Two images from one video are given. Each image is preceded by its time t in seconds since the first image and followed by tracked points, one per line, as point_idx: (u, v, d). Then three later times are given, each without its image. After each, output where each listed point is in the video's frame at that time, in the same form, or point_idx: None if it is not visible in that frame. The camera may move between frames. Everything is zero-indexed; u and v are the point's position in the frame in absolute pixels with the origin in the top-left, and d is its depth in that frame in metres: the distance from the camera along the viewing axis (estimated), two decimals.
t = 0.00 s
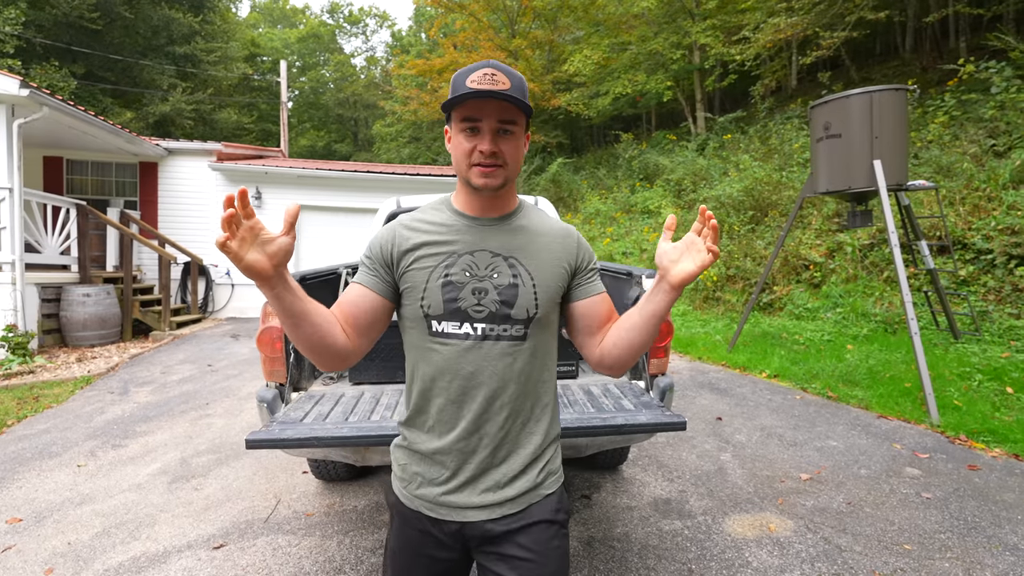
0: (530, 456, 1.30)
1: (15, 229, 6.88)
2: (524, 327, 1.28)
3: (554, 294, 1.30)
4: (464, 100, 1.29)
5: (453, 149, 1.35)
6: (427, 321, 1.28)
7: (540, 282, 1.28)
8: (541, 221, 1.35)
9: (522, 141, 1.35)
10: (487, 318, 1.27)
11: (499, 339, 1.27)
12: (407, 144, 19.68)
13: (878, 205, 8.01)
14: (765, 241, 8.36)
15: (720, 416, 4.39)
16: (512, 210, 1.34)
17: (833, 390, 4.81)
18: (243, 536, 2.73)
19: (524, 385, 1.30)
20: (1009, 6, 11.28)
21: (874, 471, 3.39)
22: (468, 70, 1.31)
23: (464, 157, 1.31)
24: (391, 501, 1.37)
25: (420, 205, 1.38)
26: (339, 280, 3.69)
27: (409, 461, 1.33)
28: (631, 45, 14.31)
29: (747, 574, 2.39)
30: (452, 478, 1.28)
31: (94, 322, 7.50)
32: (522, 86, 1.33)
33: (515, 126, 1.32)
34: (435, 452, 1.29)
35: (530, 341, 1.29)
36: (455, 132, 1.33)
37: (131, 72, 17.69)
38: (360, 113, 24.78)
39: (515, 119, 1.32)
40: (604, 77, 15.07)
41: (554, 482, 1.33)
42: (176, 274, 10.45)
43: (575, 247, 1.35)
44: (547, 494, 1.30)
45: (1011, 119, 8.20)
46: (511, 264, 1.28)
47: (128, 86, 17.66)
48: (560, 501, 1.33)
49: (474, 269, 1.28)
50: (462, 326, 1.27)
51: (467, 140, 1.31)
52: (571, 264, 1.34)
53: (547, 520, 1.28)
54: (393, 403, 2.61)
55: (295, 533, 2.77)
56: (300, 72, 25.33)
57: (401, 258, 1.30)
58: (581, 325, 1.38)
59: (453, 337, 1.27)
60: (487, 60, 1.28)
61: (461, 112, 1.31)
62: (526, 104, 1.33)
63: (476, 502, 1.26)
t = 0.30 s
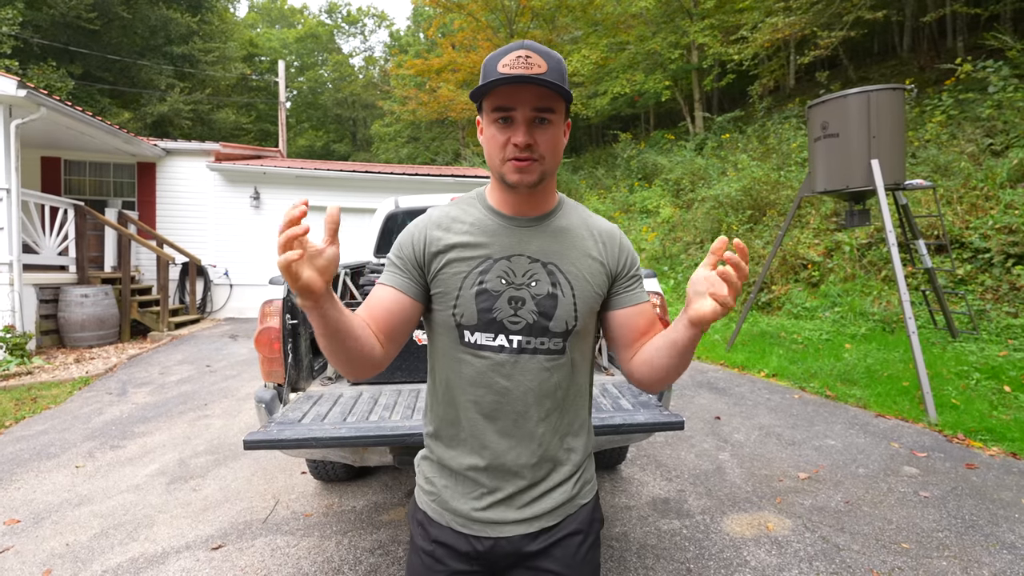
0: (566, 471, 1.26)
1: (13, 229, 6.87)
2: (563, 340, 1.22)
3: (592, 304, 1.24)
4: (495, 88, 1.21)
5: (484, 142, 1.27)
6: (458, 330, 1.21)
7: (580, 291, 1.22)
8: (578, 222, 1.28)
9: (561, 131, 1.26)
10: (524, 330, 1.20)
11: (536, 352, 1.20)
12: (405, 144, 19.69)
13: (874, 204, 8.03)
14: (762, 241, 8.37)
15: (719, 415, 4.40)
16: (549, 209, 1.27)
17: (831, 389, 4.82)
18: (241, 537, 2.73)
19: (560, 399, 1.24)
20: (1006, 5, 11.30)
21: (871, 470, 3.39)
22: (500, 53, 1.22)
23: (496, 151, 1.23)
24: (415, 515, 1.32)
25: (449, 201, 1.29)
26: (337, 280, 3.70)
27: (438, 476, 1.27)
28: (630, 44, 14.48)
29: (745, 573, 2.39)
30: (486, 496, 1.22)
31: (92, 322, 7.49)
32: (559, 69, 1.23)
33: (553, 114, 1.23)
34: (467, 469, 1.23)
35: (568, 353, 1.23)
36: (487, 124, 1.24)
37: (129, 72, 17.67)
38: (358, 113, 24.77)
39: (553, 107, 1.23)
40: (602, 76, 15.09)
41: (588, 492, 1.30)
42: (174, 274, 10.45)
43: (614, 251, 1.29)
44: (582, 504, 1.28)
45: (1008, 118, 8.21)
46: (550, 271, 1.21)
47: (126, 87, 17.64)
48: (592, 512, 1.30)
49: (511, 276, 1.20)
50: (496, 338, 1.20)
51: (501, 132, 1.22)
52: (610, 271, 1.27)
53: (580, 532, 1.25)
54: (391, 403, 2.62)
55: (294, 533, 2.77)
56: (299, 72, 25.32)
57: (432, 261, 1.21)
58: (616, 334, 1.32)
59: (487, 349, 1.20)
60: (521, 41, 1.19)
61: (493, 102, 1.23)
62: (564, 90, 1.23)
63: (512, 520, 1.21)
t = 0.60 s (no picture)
0: (570, 481, 1.24)
1: (9, 230, 6.85)
2: (570, 352, 1.20)
3: (601, 313, 1.21)
4: (507, 77, 1.18)
5: (494, 135, 1.24)
6: (462, 340, 1.20)
7: (590, 301, 1.20)
8: (591, 225, 1.24)
9: (576, 125, 1.23)
10: (530, 343, 1.18)
11: (541, 365, 1.19)
12: (403, 144, 19.70)
13: (871, 204, 8.05)
14: (759, 241, 8.38)
15: (716, 415, 4.41)
16: (560, 212, 1.24)
17: (828, 388, 4.84)
18: (239, 538, 2.72)
19: (566, 410, 1.23)
20: (1002, 5, 11.33)
21: (868, 469, 3.40)
22: (513, 38, 1.19)
23: (506, 145, 1.20)
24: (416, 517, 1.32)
25: (457, 202, 1.27)
26: (334, 280, 3.76)
27: (441, 481, 1.27)
28: (628, 44, 14.42)
29: (742, 572, 2.40)
30: (489, 504, 1.22)
31: (89, 323, 7.47)
32: (574, 57, 1.20)
33: (568, 107, 1.20)
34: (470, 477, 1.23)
35: (575, 365, 1.22)
36: (497, 117, 1.21)
37: (125, 72, 17.62)
38: (356, 113, 24.75)
39: (568, 99, 1.20)
40: (600, 76, 15.10)
41: (593, 500, 1.30)
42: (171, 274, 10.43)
43: (629, 257, 1.26)
44: (587, 510, 1.27)
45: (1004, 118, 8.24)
46: (559, 281, 1.19)
47: (122, 87, 17.59)
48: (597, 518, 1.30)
49: (517, 285, 1.19)
50: (501, 349, 1.19)
51: (511, 126, 1.19)
52: (623, 278, 1.24)
53: (585, 539, 1.25)
54: (388, 403, 2.62)
55: (291, 534, 2.76)
56: (296, 73, 25.27)
57: (436, 268, 1.20)
58: (622, 345, 1.31)
59: (491, 360, 1.19)
60: (536, 26, 1.15)
61: (503, 92, 1.19)
62: (580, 81, 1.20)
63: (514, 529, 1.20)
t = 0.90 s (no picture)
0: (557, 488, 1.21)
1: (6, 231, 6.83)
2: (558, 350, 1.16)
3: (588, 310, 1.17)
4: (488, 82, 1.10)
5: (478, 135, 1.19)
6: (446, 338, 1.16)
7: (576, 298, 1.16)
8: (577, 220, 1.20)
9: (563, 130, 1.17)
10: (516, 340, 1.14)
11: (528, 363, 1.15)
12: (401, 144, 19.70)
13: (868, 204, 8.07)
14: (757, 241, 8.39)
15: (714, 415, 4.41)
16: (546, 208, 1.19)
17: (825, 388, 4.85)
18: (236, 538, 2.72)
19: (553, 413, 1.19)
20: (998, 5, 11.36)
21: (865, 468, 3.41)
22: (501, 33, 1.11)
23: (490, 150, 1.14)
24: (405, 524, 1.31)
25: (441, 199, 1.23)
26: (333, 280, 3.74)
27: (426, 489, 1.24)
28: (625, 44, 14.39)
29: (739, 571, 2.41)
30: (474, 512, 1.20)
31: (86, 323, 7.46)
32: (565, 57, 1.13)
33: (556, 113, 1.14)
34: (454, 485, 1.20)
35: (562, 363, 1.17)
36: (482, 117, 1.15)
37: (123, 72, 17.58)
38: (354, 113, 24.74)
39: (555, 105, 1.13)
40: (598, 76, 15.12)
41: (580, 504, 1.27)
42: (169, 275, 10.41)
43: (615, 253, 1.22)
44: (576, 512, 1.25)
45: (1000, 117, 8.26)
46: (544, 276, 1.15)
47: (119, 87, 17.55)
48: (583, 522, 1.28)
49: (502, 282, 1.14)
50: (486, 347, 1.14)
51: (495, 131, 1.14)
52: (609, 275, 1.20)
53: (572, 544, 1.24)
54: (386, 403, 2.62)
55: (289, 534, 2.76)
56: (294, 73, 25.25)
57: (419, 266, 1.16)
58: (606, 345, 1.26)
59: (476, 359, 1.15)
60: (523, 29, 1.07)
61: (487, 94, 1.12)
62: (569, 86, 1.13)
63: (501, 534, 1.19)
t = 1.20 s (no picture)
0: (551, 486, 1.20)
1: (4, 231, 6.82)
2: (545, 351, 1.13)
3: (570, 307, 1.14)
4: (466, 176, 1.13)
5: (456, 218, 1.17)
6: (433, 347, 1.13)
7: (560, 296, 1.12)
8: (554, 216, 1.16)
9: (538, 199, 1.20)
10: (502, 344, 1.11)
11: (517, 366, 1.12)
12: (400, 144, 19.71)
13: (866, 204, 8.09)
14: (756, 241, 8.40)
15: (712, 415, 4.42)
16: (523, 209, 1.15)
17: (824, 388, 4.85)
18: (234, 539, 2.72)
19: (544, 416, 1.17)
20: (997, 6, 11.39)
21: (863, 468, 3.42)
22: (467, 125, 1.08)
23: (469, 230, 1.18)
24: (401, 540, 1.25)
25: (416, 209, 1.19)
26: (331, 281, 3.72)
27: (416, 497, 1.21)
28: (624, 45, 14.39)
29: (737, 571, 2.42)
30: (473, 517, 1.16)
31: (84, 324, 7.45)
32: (535, 139, 1.12)
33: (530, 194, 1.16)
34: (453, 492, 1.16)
35: (550, 363, 1.15)
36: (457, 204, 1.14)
37: (121, 72, 17.56)
38: (353, 113, 24.72)
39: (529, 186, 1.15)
40: (597, 77, 15.13)
41: (576, 502, 1.25)
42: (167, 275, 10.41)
43: (592, 244, 1.17)
44: (571, 513, 1.23)
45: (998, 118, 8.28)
46: (526, 279, 1.11)
47: (118, 87, 17.51)
48: (578, 523, 1.25)
49: (484, 287, 1.11)
50: (473, 354, 1.11)
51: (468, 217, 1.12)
52: (588, 268, 1.15)
53: (569, 544, 1.22)
54: (384, 404, 2.62)
55: (287, 534, 2.76)
56: (293, 72, 25.24)
57: (401, 278, 1.13)
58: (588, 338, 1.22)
59: (464, 366, 1.12)
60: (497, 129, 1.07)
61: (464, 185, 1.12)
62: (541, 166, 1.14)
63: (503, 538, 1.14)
